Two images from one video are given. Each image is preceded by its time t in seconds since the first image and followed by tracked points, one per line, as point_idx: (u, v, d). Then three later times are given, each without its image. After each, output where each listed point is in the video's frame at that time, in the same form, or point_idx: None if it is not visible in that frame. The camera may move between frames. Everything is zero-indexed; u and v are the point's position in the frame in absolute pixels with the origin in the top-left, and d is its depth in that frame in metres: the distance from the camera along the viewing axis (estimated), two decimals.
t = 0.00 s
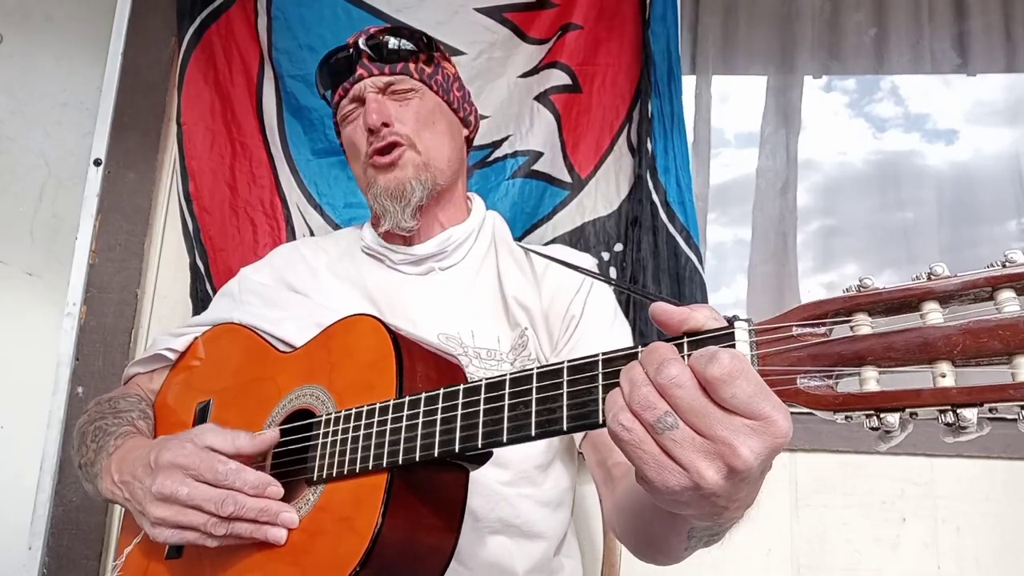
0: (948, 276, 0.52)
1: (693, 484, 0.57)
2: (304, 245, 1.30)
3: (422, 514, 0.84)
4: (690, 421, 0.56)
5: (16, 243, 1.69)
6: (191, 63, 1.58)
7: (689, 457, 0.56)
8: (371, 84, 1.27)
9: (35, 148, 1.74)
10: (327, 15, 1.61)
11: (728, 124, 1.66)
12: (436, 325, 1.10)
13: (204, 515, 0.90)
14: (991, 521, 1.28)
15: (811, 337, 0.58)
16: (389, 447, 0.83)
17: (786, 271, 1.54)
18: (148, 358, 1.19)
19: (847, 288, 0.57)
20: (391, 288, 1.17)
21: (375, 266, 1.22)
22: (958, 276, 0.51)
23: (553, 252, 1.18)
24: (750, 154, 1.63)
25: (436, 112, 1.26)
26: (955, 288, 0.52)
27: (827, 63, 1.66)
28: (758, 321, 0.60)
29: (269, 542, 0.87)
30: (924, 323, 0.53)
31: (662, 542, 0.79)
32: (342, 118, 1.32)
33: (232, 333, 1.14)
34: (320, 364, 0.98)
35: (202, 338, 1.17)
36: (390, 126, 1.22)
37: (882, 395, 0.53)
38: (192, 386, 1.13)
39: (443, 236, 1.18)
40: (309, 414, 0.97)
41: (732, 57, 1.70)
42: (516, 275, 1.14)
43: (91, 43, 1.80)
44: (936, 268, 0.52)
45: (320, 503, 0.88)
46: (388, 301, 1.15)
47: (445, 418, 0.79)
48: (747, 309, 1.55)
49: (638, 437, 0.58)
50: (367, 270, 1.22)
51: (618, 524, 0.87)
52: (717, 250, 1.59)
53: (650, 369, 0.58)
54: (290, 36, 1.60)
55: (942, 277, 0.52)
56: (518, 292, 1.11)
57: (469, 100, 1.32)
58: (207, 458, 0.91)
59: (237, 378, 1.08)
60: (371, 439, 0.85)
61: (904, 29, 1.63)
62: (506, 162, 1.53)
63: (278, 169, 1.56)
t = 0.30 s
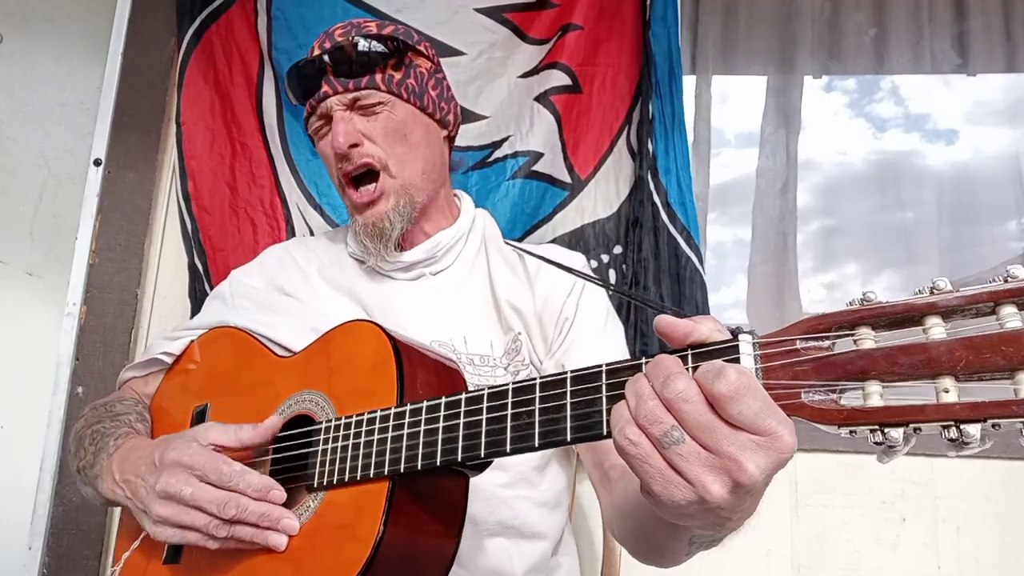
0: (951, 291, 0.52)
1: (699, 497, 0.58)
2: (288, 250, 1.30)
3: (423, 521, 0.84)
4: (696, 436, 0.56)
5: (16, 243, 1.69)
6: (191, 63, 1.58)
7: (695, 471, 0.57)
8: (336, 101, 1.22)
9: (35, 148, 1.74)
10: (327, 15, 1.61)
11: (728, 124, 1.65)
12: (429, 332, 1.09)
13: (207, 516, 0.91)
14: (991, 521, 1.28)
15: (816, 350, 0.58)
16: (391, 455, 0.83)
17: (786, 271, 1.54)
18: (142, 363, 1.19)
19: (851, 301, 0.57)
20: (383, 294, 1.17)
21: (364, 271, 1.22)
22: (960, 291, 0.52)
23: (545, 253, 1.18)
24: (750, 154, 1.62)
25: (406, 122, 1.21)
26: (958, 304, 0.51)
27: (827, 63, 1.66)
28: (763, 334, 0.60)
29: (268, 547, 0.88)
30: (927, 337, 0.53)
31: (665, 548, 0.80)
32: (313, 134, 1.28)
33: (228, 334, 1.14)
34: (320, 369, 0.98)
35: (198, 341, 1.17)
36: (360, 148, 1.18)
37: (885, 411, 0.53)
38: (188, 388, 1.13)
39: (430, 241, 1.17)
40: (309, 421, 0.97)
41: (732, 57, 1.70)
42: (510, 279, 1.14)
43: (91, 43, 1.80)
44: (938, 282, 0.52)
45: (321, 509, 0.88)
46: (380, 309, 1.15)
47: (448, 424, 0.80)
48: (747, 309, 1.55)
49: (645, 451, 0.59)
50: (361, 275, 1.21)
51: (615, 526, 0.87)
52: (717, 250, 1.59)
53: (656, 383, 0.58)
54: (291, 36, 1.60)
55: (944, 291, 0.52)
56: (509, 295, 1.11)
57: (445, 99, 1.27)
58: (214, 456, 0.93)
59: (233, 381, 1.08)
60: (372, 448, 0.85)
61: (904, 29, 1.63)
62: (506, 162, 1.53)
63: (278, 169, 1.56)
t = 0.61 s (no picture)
0: (975, 363, 0.51)
1: (705, 568, 0.59)
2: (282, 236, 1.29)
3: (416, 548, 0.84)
4: (705, 508, 0.57)
5: (16, 243, 1.69)
6: (191, 64, 1.58)
7: (703, 542, 0.58)
8: (349, 75, 1.21)
9: (35, 148, 1.74)
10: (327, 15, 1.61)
11: (728, 125, 1.64)
12: (422, 338, 1.09)
13: (199, 530, 0.92)
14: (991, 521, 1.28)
15: (831, 419, 0.57)
16: (387, 485, 0.84)
17: (786, 271, 1.55)
18: (130, 358, 1.18)
19: (869, 366, 0.56)
20: (374, 294, 1.16)
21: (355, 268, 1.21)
22: (984, 364, 0.51)
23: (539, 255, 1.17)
24: (750, 154, 1.61)
25: (417, 104, 1.21)
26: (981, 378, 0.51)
27: (827, 63, 1.64)
28: (776, 399, 0.59)
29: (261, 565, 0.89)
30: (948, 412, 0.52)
31: None
32: (315, 109, 1.26)
33: (221, 335, 1.14)
34: (314, 382, 0.97)
35: (187, 338, 1.16)
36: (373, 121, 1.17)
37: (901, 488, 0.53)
38: (179, 388, 1.12)
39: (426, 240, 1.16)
40: (301, 433, 0.96)
41: (732, 58, 1.67)
42: (504, 283, 1.13)
43: (90, 43, 1.80)
44: (963, 353, 0.51)
45: (313, 531, 0.88)
46: (370, 311, 1.14)
47: (445, 459, 0.80)
48: (747, 310, 1.55)
49: (652, 517, 0.59)
50: (354, 273, 1.20)
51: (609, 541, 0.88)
52: (717, 250, 1.58)
53: (665, 450, 0.58)
54: (291, 37, 1.60)
55: (968, 362, 0.51)
56: (504, 299, 1.11)
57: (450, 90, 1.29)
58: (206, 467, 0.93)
59: (226, 385, 1.08)
60: (367, 473, 0.86)
61: (904, 29, 1.62)
62: (506, 163, 1.53)
63: (278, 169, 1.56)
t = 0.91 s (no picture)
0: (990, 450, 0.52)
1: None
2: (271, 236, 1.27)
3: None
4: None
5: (16, 243, 1.69)
6: (191, 64, 1.58)
7: None
8: (350, 59, 1.21)
9: (35, 148, 1.74)
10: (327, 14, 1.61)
11: (728, 124, 1.64)
12: (416, 344, 1.09)
13: (192, 547, 0.91)
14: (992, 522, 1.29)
15: (842, 497, 0.58)
16: (381, 518, 0.85)
17: (786, 271, 1.55)
18: (114, 355, 1.17)
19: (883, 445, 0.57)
20: (365, 296, 1.15)
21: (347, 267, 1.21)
22: (998, 453, 0.51)
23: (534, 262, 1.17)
24: (750, 154, 1.61)
25: (418, 92, 1.22)
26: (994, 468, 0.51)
27: (827, 63, 1.64)
28: (787, 472, 0.60)
29: None
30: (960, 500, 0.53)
31: None
32: (314, 93, 1.25)
33: (211, 338, 1.12)
34: (305, 399, 0.96)
35: (174, 337, 1.15)
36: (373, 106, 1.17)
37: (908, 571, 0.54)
38: (166, 389, 1.12)
39: (422, 242, 1.16)
40: (291, 453, 0.96)
41: (732, 57, 1.67)
42: (500, 291, 1.13)
43: (89, 41, 1.79)
44: (978, 440, 0.52)
45: (306, 555, 0.89)
46: (360, 313, 1.13)
47: (443, 496, 0.81)
48: (747, 310, 1.54)
49: None
50: (348, 273, 1.19)
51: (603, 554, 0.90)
52: (717, 250, 1.58)
53: (674, 527, 0.59)
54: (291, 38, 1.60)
55: (982, 449, 0.52)
56: (499, 307, 1.11)
57: (450, 84, 1.30)
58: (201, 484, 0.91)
59: (215, 392, 1.06)
60: (362, 501, 0.86)
61: (904, 29, 1.62)
62: (506, 163, 1.53)
63: (279, 169, 1.56)
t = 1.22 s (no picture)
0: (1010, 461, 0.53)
1: None
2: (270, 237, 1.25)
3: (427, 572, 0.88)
4: None
5: (17, 243, 1.69)
6: (191, 64, 1.59)
7: None
8: (363, 122, 1.08)
9: (35, 147, 1.74)
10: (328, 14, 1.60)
11: (728, 124, 1.64)
12: (419, 346, 1.09)
13: (196, 550, 0.91)
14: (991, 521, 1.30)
15: (863, 508, 0.58)
16: (391, 521, 0.85)
17: (786, 272, 1.54)
18: (113, 353, 1.17)
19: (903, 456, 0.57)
20: (366, 300, 1.14)
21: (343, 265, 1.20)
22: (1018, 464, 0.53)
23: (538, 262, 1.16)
24: (750, 154, 1.61)
25: (434, 145, 1.13)
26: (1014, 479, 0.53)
27: (827, 63, 1.64)
28: (808, 483, 0.61)
29: None
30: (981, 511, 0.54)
31: None
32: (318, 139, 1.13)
33: (211, 337, 1.12)
34: (309, 402, 0.97)
35: (174, 335, 1.15)
36: (390, 178, 1.09)
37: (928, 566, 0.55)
38: (164, 388, 1.12)
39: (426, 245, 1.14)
40: (296, 454, 0.96)
41: (732, 57, 1.67)
42: (504, 293, 1.13)
43: (89, 40, 1.79)
44: (1000, 453, 0.53)
45: (314, 558, 0.89)
46: (361, 310, 1.14)
47: (455, 505, 0.81)
48: (747, 310, 1.54)
49: None
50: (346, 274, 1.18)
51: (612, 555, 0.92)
52: (716, 250, 1.58)
53: (699, 537, 0.60)
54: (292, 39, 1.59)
55: (1003, 461, 0.53)
56: (503, 308, 1.11)
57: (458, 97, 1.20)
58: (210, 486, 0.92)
59: (217, 397, 1.06)
60: (370, 507, 0.87)
61: (904, 29, 1.62)
62: (506, 163, 1.53)
63: (278, 170, 1.56)
